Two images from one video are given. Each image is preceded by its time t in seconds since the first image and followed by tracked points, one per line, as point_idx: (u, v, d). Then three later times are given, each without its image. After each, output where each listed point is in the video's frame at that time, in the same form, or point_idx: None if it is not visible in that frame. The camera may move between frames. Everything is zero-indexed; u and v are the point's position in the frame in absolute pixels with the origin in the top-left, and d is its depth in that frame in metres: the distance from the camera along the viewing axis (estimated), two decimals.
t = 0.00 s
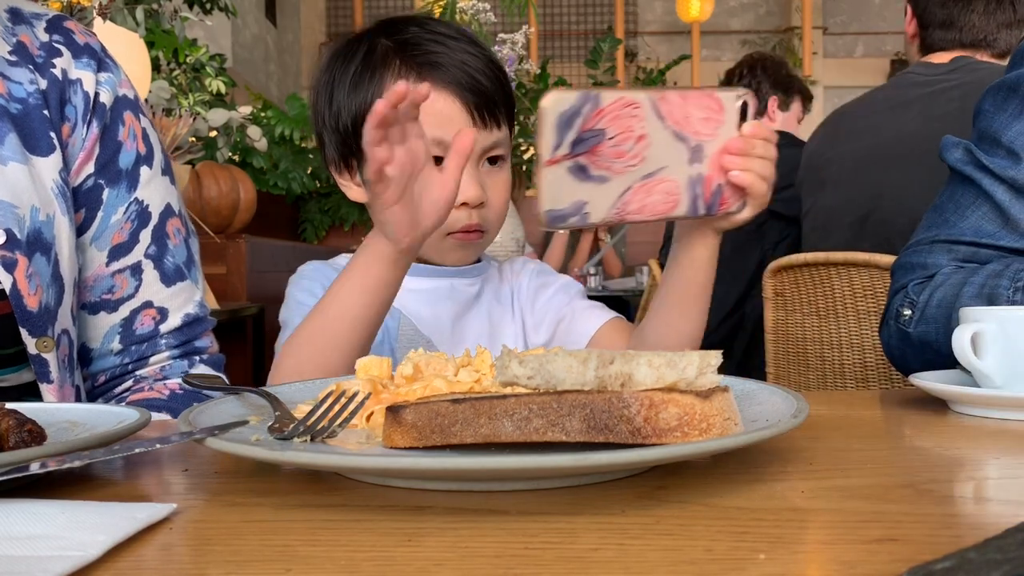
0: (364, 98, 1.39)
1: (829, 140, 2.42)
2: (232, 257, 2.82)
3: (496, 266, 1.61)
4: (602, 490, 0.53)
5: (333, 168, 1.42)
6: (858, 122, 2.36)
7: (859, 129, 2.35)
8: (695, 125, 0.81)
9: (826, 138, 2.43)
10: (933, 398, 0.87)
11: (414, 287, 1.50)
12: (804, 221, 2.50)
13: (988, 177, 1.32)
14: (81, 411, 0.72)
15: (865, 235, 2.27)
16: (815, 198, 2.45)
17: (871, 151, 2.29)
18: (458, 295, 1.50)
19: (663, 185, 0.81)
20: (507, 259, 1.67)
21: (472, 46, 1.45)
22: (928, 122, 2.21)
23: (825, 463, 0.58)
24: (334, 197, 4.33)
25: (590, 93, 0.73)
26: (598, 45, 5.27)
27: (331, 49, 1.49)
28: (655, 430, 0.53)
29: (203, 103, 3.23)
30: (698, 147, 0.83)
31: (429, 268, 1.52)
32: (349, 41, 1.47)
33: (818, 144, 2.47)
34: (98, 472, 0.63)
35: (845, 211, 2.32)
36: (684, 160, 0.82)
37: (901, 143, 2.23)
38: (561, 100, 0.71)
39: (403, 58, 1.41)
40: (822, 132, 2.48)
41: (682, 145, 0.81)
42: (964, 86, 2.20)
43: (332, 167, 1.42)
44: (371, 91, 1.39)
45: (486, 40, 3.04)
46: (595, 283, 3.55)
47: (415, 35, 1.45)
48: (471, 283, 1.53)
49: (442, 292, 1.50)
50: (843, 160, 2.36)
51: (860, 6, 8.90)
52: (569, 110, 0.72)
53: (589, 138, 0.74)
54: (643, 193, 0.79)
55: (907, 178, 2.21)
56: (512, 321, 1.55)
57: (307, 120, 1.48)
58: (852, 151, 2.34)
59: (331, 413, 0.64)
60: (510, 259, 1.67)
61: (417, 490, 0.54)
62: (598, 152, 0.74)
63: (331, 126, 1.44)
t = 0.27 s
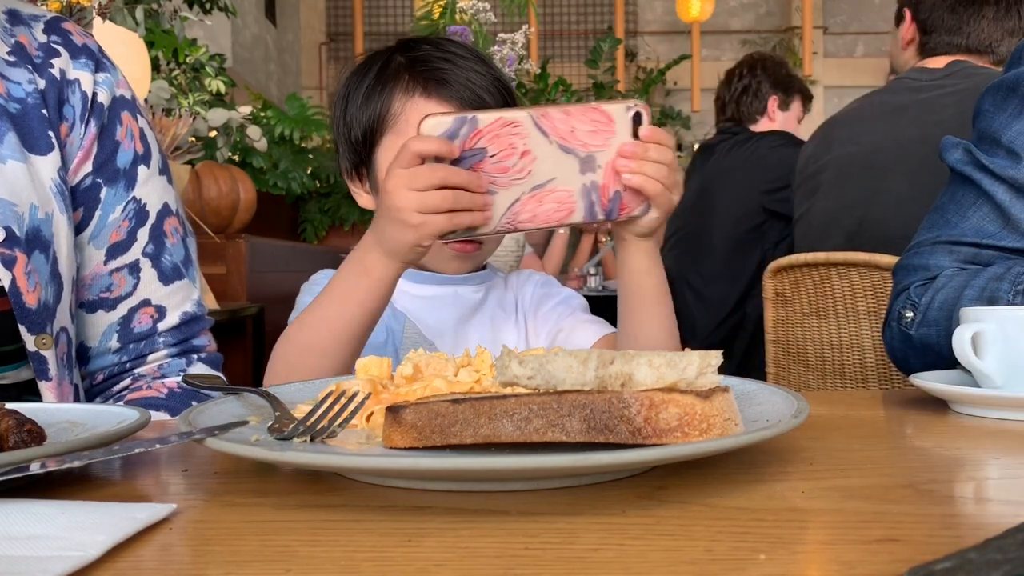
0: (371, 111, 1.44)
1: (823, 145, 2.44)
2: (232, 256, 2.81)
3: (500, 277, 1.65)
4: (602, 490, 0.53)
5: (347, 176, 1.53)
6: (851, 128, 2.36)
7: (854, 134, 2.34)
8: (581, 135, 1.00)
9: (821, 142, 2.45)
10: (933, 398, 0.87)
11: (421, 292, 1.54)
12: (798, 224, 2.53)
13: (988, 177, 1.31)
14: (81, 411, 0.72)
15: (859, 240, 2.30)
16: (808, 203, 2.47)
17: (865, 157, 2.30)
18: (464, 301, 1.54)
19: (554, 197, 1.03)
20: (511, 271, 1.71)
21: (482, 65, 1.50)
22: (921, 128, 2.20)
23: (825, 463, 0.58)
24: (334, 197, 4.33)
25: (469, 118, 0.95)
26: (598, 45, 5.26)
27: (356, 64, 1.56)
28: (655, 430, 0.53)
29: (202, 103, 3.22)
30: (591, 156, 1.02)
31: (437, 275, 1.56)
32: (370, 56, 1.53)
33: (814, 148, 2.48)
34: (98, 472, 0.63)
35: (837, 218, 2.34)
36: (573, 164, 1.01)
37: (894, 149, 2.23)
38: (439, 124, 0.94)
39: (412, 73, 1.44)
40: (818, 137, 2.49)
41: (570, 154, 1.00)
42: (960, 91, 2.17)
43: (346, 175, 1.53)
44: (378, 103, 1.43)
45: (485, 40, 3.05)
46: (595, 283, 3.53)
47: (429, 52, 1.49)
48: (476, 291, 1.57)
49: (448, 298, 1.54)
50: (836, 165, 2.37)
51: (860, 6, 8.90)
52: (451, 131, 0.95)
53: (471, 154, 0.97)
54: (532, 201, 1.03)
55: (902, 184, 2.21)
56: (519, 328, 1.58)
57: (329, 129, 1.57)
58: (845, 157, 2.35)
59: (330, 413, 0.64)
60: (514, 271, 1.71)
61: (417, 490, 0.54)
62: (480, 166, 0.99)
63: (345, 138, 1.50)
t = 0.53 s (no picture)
0: (368, 110, 1.46)
1: (829, 146, 2.43)
2: (232, 256, 2.82)
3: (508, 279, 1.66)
4: (603, 490, 0.53)
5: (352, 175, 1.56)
6: (858, 128, 2.35)
7: (861, 134, 2.34)
8: (529, 150, 1.08)
9: (826, 142, 2.44)
10: (934, 398, 0.87)
11: (424, 291, 1.57)
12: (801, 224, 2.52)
13: (979, 172, 1.33)
14: (81, 411, 0.72)
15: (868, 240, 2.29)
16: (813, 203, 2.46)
17: (874, 156, 2.29)
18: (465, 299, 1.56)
19: (493, 200, 1.15)
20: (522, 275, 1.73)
21: (481, 60, 1.48)
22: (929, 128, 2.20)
23: (826, 463, 0.58)
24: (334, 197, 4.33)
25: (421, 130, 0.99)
26: (598, 45, 5.26)
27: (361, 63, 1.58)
28: (655, 430, 0.53)
29: (202, 103, 3.22)
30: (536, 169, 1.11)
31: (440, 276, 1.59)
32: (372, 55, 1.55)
33: (818, 148, 2.48)
34: (97, 472, 0.63)
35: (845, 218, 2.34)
36: (517, 174, 1.11)
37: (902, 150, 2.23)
38: (389, 132, 0.98)
39: (407, 69, 1.44)
40: (822, 137, 2.48)
41: (516, 166, 1.10)
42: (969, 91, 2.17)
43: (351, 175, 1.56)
44: (374, 102, 1.45)
45: (485, 40, 3.05)
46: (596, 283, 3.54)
47: (427, 47, 1.49)
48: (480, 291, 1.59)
49: (450, 297, 1.56)
50: (843, 165, 2.37)
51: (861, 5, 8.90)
52: (399, 138, 1.00)
53: (418, 160, 1.04)
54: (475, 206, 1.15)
55: (912, 184, 2.21)
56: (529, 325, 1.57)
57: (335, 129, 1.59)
58: (852, 157, 2.34)
59: (330, 413, 0.64)
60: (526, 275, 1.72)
61: (417, 490, 0.54)
62: (427, 172, 1.05)
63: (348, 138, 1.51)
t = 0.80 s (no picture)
0: (366, 106, 1.46)
1: (849, 145, 2.41)
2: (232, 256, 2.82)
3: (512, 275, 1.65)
4: (602, 490, 0.53)
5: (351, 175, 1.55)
6: (876, 128, 2.35)
7: (880, 134, 2.33)
8: (529, 163, 1.08)
9: (843, 142, 2.42)
10: (934, 399, 0.87)
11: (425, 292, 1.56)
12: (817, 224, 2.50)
13: (961, 171, 1.34)
14: (81, 411, 0.72)
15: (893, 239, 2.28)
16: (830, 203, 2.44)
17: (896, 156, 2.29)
18: (467, 300, 1.56)
19: (493, 213, 1.15)
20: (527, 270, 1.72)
21: (476, 54, 1.49)
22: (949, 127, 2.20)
23: (826, 463, 0.58)
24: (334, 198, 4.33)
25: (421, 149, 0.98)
26: (598, 45, 5.26)
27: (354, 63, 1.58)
28: (655, 430, 0.53)
29: (202, 103, 3.22)
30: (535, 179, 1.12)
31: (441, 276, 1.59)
32: (366, 54, 1.55)
33: (833, 148, 2.46)
34: (97, 472, 0.63)
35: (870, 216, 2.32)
36: (517, 187, 1.11)
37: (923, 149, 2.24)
38: (388, 154, 0.98)
39: (403, 65, 1.45)
40: (837, 137, 2.46)
41: (516, 179, 1.10)
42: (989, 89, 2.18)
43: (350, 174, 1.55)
44: (371, 98, 1.45)
45: (485, 40, 3.05)
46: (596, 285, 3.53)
47: (420, 44, 1.50)
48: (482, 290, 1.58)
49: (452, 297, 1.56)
50: (863, 165, 2.36)
51: (861, 5, 8.89)
52: (399, 158, 0.99)
53: (417, 179, 1.03)
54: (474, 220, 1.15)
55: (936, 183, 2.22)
56: (534, 322, 1.57)
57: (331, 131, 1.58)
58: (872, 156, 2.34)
59: (330, 413, 0.64)
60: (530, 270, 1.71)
61: (416, 490, 0.54)
62: (427, 189, 1.05)
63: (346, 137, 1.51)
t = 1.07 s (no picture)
0: (361, 105, 1.45)
1: (849, 145, 2.41)
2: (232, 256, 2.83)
3: (518, 274, 1.64)
4: (602, 490, 0.53)
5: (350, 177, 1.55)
6: (876, 129, 2.35)
7: (880, 133, 2.34)
8: (535, 173, 1.07)
9: (843, 144, 2.43)
10: (934, 399, 0.87)
11: (429, 293, 1.56)
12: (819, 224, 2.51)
13: (954, 177, 1.33)
14: (82, 411, 0.72)
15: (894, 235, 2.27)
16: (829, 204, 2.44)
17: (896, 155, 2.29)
18: (472, 300, 1.56)
19: (505, 225, 1.15)
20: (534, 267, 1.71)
21: (471, 52, 1.49)
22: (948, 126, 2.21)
23: (827, 463, 0.58)
24: (334, 198, 4.33)
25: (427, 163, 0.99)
26: (598, 45, 5.25)
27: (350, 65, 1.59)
28: (655, 431, 0.53)
29: (202, 103, 3.22)
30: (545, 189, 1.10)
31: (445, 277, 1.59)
32: (361, 55, 1.55)
33: (834, 150, 2.45)
34: (98, 472, 0.63)
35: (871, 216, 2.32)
36: (525, 198, 1.11)
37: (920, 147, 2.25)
38: (399, 171, 0.98)
39: (397, 64, 1.45)
40: (835, 138, 2.47)
41: (524, 189, 1.09)
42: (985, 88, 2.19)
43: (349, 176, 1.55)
44: (366, 97, 1.45)
45: (485, 39, 3.05)
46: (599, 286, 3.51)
47: (414, 44, 1.50)
48: (487, 290, 1.58)
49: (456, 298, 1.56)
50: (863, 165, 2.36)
51: (861, 5, 8.89)
52: (410, 174, 1.00)
53: (428, 196, 1.04)
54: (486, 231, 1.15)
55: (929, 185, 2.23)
56: (540, 324, 1.55)
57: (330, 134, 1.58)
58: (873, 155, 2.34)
59: (330, 413, 0.64)
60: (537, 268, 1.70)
61: (416, 490, 0.54)
62: (437, 204, 1.06)
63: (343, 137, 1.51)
